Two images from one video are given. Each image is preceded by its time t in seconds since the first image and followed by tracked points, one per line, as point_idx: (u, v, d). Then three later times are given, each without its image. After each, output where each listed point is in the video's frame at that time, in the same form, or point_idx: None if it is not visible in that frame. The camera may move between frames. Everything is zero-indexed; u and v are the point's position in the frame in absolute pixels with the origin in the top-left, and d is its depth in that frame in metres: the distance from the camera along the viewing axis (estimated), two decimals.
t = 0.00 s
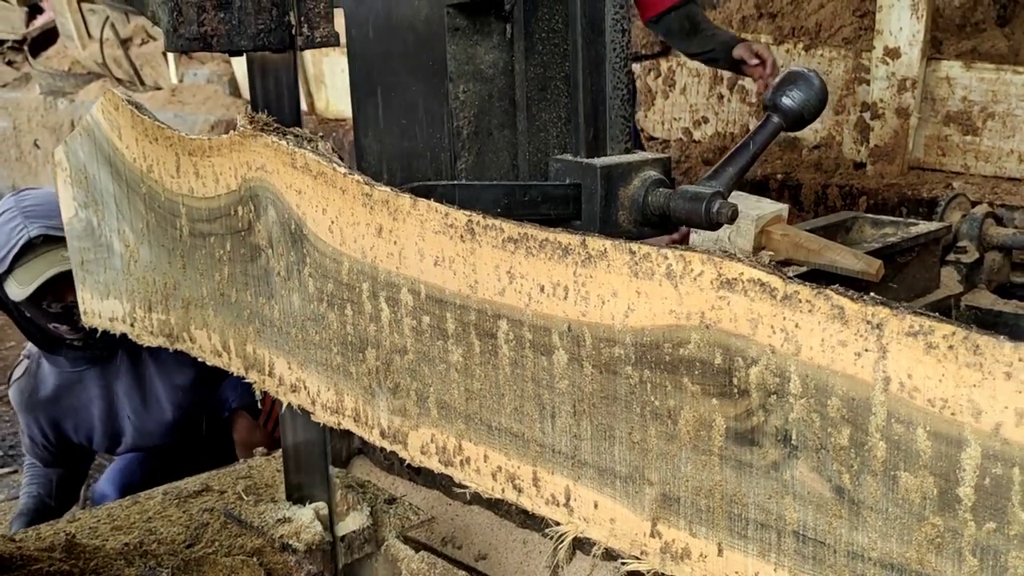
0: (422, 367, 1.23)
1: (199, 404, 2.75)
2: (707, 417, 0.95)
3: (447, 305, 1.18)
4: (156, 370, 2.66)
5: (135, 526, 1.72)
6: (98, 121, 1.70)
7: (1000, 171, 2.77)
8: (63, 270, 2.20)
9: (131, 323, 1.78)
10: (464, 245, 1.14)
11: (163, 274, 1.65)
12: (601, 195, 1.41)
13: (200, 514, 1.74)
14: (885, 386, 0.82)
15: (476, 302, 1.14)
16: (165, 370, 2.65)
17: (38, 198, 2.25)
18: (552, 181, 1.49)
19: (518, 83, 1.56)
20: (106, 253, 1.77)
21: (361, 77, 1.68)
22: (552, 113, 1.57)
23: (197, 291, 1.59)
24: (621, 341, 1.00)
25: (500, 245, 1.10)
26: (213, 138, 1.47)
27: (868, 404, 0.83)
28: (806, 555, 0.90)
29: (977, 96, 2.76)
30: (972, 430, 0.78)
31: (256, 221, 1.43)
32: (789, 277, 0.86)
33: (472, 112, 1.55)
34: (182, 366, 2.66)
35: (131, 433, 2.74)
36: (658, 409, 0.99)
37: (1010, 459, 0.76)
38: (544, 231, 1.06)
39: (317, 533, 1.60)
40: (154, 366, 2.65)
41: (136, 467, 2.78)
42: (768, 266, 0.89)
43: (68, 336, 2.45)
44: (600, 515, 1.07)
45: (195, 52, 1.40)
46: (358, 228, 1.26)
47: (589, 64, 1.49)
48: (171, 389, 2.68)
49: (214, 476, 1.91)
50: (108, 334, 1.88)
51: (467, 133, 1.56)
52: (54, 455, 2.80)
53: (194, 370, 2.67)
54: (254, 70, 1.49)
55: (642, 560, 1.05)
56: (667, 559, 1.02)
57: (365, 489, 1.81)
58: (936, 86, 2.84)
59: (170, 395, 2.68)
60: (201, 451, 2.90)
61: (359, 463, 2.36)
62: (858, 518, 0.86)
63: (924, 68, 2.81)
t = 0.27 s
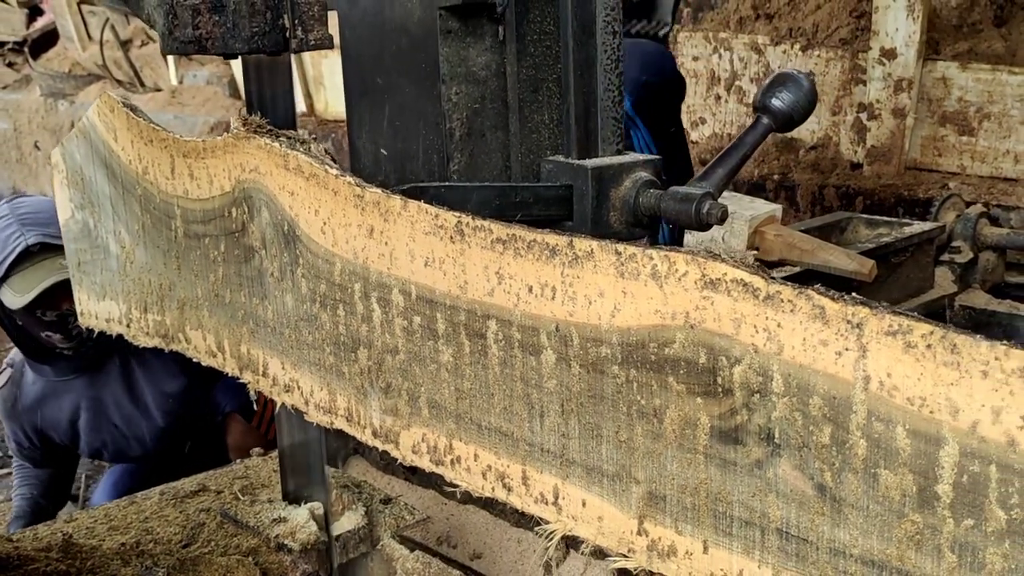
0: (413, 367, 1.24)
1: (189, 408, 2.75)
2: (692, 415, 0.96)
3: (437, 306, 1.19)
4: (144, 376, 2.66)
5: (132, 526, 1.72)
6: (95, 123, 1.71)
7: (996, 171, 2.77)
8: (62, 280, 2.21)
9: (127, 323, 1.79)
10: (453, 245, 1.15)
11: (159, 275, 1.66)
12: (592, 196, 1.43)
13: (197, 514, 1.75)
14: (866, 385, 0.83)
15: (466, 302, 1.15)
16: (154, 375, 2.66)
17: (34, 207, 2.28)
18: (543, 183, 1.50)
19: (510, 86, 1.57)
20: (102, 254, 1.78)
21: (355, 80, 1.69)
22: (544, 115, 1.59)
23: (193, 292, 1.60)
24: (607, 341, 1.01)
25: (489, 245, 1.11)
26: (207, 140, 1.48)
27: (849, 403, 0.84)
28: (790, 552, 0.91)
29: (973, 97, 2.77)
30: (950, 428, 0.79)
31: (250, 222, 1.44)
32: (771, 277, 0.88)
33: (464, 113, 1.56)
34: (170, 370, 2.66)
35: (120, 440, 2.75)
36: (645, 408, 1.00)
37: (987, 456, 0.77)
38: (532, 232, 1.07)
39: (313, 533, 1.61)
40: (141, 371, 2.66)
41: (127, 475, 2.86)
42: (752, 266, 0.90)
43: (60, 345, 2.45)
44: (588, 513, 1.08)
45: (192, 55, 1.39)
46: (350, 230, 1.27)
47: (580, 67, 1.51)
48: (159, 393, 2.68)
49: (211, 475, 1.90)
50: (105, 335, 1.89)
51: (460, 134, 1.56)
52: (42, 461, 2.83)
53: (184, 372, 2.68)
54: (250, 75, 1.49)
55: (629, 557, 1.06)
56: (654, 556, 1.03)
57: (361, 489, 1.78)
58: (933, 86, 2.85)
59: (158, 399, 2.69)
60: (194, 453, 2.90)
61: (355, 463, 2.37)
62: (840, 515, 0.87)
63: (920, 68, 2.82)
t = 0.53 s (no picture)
0: (403, 366, 1.25)
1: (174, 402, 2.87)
2: (678, 414, 0.97)
3: (427, 305, 1.19)
4: (154, 372, 3.05)
5: (126, 524, 1.73)
6: (89, 124, 1.72)
7: (991, 170, 2.78)
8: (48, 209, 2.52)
9: (121, 323, 1.80)
10: (443, 246, 1.15)
11: (153, 274, 1.67)
12: (584, 196, 1.43)
13: (192, 513, 1.75)
14: (847, 383, 0.84)
15: (455, 301, 1.16)
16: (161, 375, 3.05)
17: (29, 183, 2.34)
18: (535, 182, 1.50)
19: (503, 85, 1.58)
20: (97, 253, 1.79)
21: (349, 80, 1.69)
22: (537, 115, 1.59)
23: (187, 291, 1.61)
24: (594, 340, 1.02)
25: (478, 245, 1.11)
26: (200, 140, 1.49)
27: (831, 401, 0.85)
28: (773, 549, 0.92)
29: (969, 96, 2.78)
30: (929, 426, 0.79)
31: (242, 222, 1.44)
32: (755, 277, 0.88)
33: (457, 113, 1.58)
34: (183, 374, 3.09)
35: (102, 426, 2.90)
36: (630, 407, 1.01)
37: (965, 454, 0.78)
38: (520, 231, 1.07)
39: (306, 532, 1.61)
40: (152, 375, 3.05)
41: (138, 461, 3.03)
42: (736, 266, 0.91)
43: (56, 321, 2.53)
44: (575, 510, 1.09)
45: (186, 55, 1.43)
46: (341, 230, 1.28)
47: (572, 67, 1.51)
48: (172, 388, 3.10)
49: (206, 474, 1.90)
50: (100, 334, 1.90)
51: (452, 134, 1.59)
52: (49, 441, 3.16)
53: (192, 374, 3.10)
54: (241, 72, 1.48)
55: (616, 555, 1.07)
56: (640, 554, 1.04)
57: (355, 488, 1.79)
58: (929, 85, 2.85)
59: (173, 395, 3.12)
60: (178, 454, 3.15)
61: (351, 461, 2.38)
62: (822, 513, 0.88)
63: (915, 67, 2.83)
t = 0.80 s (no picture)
0: (392, 362, 1.25)
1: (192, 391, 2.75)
2: (662, 410, 0.97)
3: (416, 301, 1.20)
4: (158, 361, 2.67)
5: (121, 520, 1.73)
6: (83, 121, 1.72)
7: (988, 167, 2.78)
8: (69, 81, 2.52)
9: (116, 320, 1.80)
10: (431, 242, 1.16)
11: (147, 271, 1.67)
12: (574, 192, 1.43)
13: (185, 509, 1.76)
14: (828, 379, 0.84)
15: (444, 298, 1.16)
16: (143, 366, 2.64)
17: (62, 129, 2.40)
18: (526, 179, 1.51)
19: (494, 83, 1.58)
20: (92, 250, 1.80)
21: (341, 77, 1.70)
22: (528, 111, 1.60)
23: (180, 288, 1.61)
24: (580, 336, 1.02)
25: (465, 242, 1.12)
26: (192, 137, 1.49)
27: (812, 397, 0.85)
28: (756, 544, 0.93)
29: (967, 93, 2.78)
30: (908, 421, 0.80)
31: (234, 219, 1.45)
32: (737, 273, 0.89)
33: (449, 110, 1.58)
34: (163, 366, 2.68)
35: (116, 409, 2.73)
36: (616, 403, 1.01)
37: (944, 449, 0.78)
38: (507, 228, 1.08)
39: (298, 528, 1.63)
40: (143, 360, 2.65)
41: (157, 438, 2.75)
42: (720, 262, 0.91)
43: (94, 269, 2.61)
44: (562, 506, 1.09)
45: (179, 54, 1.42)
46: (331, 226, 1.29)
47: (563, 64, 1.51)
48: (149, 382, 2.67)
49: (200, 471, 1.91)
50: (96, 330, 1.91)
51: (444, 131, 1.59)
52: None
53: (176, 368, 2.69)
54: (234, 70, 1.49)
55: (603, 550, 1.07)
56: (626, 549, 1.04)
57: (348, 484, 1.79)
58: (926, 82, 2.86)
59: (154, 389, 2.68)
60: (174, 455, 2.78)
61: (347, 458, 2.39)
62: (804, 508, 0.88)
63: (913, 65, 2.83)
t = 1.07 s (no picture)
0: (381, 365, 1.26)
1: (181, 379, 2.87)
2: (646, 414, 0.98)
3: (405, 304, 1.20)
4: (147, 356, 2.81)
5: (115, 520, 1.74)
6: (77, 123, 1.73)
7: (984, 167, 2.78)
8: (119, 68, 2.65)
9: (110, 321, 1.81)
10: (418, 245, 1.16)
11: (140, 273, 1.68)
12: (565, 194, 1.44)
13: (179, 509, 1.77)
14: (808, 384, 0.85)
15: (432, 301, 1.17)
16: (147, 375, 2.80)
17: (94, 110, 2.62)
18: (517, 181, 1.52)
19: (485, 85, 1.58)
20: (86, 251, 1.80)
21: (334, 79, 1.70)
22: (520, 114, 1.60)
23: (173, 290, 1.62)
24: (565, 340, 1.03)
25: (453, 245, 1.12)
26: (184, 140, 1.50)
27: (793, 402, 0.86)
28: (738, 547, 0.93)
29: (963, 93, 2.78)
30: (887, 427, 0.80)
31: (226, 221, 1.46)
32: (719, 278, 0.89)
33: (441, 113, 1.58)
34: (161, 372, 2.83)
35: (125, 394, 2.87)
36: (601, 406, 1.02)
37: (922, 454, 0.79)
38: (494, 232, 1.08)
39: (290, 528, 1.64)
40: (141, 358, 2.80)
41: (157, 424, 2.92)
42: (702, 268, 0.92)
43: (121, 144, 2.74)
44: (549, 508, 1.10)
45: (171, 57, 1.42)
46: (321, 229, 1.29)
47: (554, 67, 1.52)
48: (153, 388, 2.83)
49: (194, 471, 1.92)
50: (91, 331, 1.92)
51: (436, 133, 1.58)
52: None
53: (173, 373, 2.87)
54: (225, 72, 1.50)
55: (588, 552, 1.08)
56: (611, 551, 1.05)
57: (341, 484, 1.80)
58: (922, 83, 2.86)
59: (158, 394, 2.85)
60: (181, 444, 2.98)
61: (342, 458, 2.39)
62: (785, 512, 0.89)
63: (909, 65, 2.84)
